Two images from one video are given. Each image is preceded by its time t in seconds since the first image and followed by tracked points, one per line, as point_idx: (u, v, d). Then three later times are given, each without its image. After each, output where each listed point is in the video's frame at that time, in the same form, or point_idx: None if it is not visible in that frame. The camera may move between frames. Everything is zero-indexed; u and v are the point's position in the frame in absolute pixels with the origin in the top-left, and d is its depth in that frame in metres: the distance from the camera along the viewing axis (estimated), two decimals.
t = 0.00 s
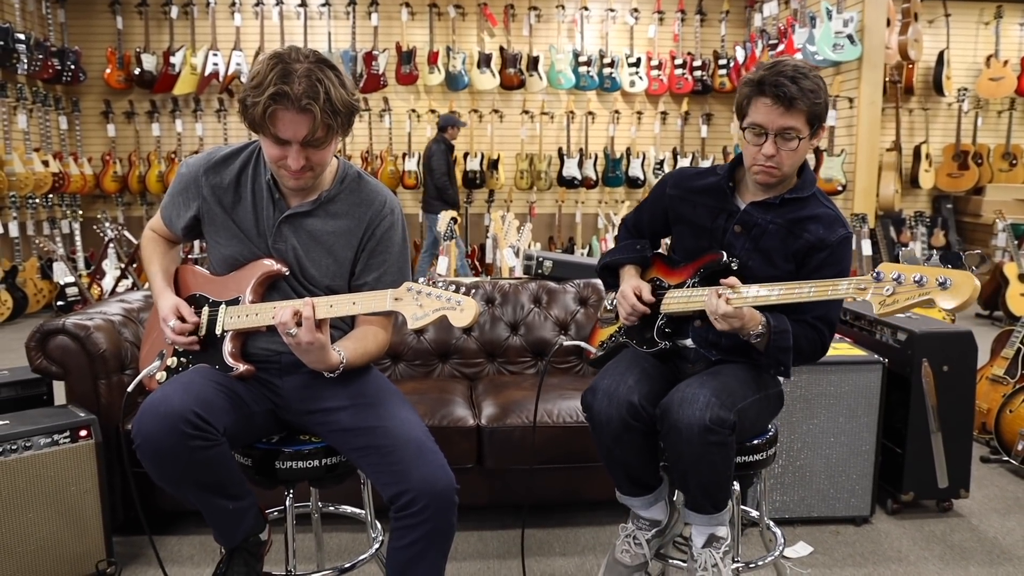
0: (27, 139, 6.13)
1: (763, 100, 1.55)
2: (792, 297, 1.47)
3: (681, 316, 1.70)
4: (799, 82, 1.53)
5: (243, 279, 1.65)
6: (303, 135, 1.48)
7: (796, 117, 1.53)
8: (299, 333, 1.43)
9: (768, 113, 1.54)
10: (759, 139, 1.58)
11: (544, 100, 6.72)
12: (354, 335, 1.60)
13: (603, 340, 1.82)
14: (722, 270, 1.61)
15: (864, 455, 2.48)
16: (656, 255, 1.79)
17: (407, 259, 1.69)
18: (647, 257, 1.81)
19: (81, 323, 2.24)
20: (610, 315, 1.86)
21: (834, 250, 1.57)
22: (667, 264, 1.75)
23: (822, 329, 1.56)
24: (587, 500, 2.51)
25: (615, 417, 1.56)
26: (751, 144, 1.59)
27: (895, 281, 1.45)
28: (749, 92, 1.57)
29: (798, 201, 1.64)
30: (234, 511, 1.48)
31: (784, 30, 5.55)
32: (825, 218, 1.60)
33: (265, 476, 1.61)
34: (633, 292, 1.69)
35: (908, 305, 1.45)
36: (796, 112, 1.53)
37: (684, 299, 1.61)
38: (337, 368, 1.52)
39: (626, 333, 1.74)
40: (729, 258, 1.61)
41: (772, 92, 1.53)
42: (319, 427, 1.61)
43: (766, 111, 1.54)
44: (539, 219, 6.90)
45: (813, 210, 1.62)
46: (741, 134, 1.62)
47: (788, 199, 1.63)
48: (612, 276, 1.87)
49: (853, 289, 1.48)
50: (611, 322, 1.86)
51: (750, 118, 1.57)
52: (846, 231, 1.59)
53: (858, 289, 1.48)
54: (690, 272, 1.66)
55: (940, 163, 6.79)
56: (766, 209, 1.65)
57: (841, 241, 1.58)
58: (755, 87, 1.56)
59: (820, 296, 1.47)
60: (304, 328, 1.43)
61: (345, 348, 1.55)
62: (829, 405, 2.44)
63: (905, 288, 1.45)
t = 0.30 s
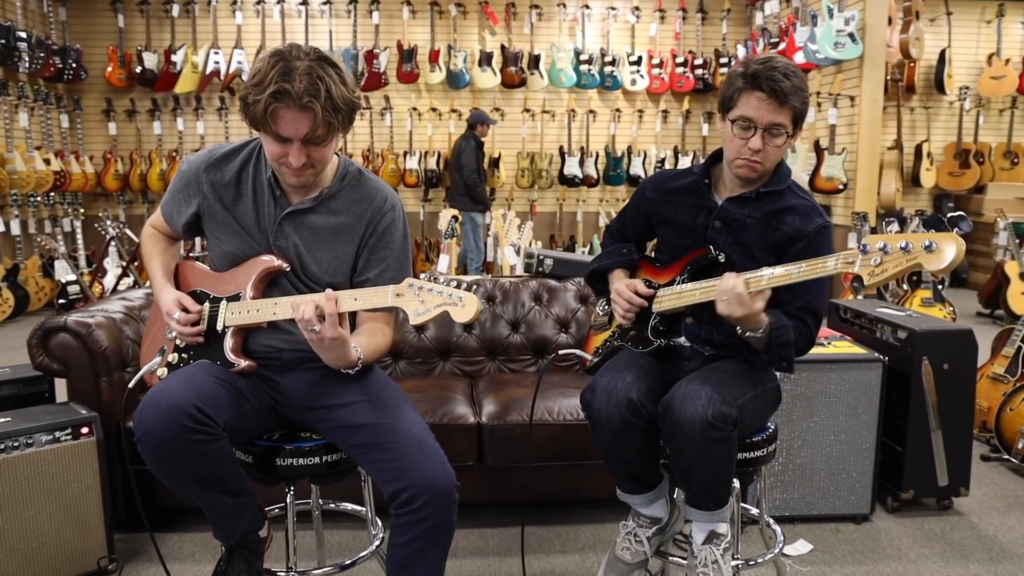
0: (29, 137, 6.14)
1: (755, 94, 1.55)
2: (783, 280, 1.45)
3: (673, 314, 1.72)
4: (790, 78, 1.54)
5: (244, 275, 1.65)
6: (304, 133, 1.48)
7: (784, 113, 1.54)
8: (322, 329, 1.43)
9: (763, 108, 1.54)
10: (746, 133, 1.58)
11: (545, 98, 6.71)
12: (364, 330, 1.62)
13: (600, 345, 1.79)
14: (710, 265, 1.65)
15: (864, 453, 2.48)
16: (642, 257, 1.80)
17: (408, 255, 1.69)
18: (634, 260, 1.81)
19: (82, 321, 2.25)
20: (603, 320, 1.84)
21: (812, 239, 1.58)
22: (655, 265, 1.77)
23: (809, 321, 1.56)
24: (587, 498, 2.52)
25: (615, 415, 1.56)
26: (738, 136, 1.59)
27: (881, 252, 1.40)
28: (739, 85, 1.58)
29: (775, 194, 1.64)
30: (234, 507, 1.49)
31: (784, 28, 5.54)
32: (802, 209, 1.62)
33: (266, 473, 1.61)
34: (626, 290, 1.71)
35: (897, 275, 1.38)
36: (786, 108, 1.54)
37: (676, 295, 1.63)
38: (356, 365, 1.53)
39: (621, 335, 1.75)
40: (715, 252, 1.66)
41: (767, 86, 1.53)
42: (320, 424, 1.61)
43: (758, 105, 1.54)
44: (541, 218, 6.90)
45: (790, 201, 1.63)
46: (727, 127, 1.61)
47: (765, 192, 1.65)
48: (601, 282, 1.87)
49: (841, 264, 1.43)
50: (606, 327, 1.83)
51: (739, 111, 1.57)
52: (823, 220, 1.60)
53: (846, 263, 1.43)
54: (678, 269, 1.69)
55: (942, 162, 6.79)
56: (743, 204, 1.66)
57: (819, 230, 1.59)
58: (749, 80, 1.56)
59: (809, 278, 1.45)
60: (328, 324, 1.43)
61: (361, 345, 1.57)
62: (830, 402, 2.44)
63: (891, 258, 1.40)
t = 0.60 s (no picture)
0: (30, 135, 6.15)
1: (725, 90, 1.57)
2: (766, 266, 1.47)
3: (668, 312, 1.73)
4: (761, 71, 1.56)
5: (245, 272, 1.66)
6: (305, 129, 1.49)
7: (757, 105, 1.56)
8: (321, 326, 1.44)
9: (735, 102, 1.56)
10: (721, 128, 1.60)
11: (547, 96, 6.71)
12: (365, 326, 1.62)
13: (599, 351, 1.82)
14: (699, 259, 1.67)
15: (864, 451, 2.48)
16: (633, 260, 1.81)
17: (409, 252, 1.70)
18: (625, 263, 1.81)
19: (83, 318, 2.25)
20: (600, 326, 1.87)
21: (798, 227, 1.59)
22: (646, 266, 1.78)
23: (802, 308, 1.59)
24: (588, 495, 2.52)
25: (613, 415, 1.56)
26: (713, 132, 1.61)
27: (857, 227, 1.43)
28: (710, 82, 1.59)
29: (757, 186, 1.65)
30: (234, 504, 1.49)
31: (785, 27, 5.54)
32: (787, 198, 1.63)
33: (267, 470, 1.61)
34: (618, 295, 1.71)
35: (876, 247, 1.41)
36: (758, 101, 1.56)
37: (668, 295, 1.63)
38: (355, 362, 1.53)
39: (620, 339, 1.77)
40: (702, 246, 1.67)
41: (738, 81, 1.55)
42: (321, 421, 1.61)
43: (730, 100, 1.56)
44: (542, 216, 6.90)
45: (774, 192, 1.64)
46: (702, 125, 1.63)
47: (748, 185, 1.65)
48: (593, 289, 1.86)
49: (821, 244, 1.45)
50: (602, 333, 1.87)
51: (713, 107, 1.59)
52: (809, 207, 1.61)
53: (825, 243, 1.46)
54: (668, 267, 1.70)
55: (943, 160, 6.78)
56: (727, 198, 1.66)
57: (805, 218, 1.60)
58: (719, 76, 1.58)
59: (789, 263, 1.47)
60: (326, 322, 1.43)
61: (361, 342, 1.57)
62: (830, 400, 2.44)
63: (870, 232, 1.43)
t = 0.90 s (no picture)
0: (33, 133, 6.16)
1: (705, 90, 1.57)
2: (779, 255, 1.47)
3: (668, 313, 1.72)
4: (739, 67, 1.58)
5: (247, 272, 1.65)
6: (305, 127, 1.49)
7: (738, 102, 1.57)
8: (320, 326, 1.44)
9: (716, 100, 1.56)
10: (705, 128, 1.60)
11: (549, 94, 6.70)
12: (366, 325, 1.61)
13: (595, 359, 1.80)
14: (697, 258, 1.67)
15: (867, 449, 2.48)
16: (624, 265, 1.81)
17: (412, 248, 1.69)
18: (617, 268, 1.81)
19: (85, 316, 2.25)
20: (594, 333, 1.85)
21: (792, 219, 1.62)
22: (639, 270, 1.77)
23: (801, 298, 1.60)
24: (590, 494, 2.52)
25: (630, 422, 1.54)
26: (697, 133, 1.61)
27: (879, 209, 1.45)
28: (689, 84, 1.60)
29: (747, 181, 1.68)
30: (237, 503, 1.50)
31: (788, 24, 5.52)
32: (778, 191, 1.65)
33: (268, 469, 1.62)
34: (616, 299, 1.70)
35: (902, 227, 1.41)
36: (738, 97, 1.56)
37: (669, 295, 1.63)
38: (354, 361, 1.52)
39: (616, 344, 1.75)
40: (700, 245, 1.67)
41: (717, 80, 1.56)
42: (322, 420, 1.61)
43: (712, 99, 1.56)
44: (544, 214, 6.89)
45: (763, 186, 1.66)
46: (686, 127, 1.63)
47: (739, 181, 1.68)
48: (585, 295, 1.85)
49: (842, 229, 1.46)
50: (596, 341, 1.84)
51: (696, 109, 1.59)
52: (800, 199, 1.63)
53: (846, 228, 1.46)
54: (666, 267, 1.69)
55: (946, 158, 6.76)
56: (721, 195, 1.68)
57: (798, 208, 1.63)
58: (697, 77, 1.59)
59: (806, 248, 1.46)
60: (326, 321, 1.43)
61: (361, 341, 1.56)
62: (834, 399, 2.44)
63: (893, 215, 1.44)
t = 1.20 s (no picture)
0: (35, 133, 6.17)
1: (707, 85, 1.58)
2: (804, 249, 1.51)
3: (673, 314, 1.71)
4: (738, 63, 1.60)
5: (248, 272, 1.65)
6: (300, 137, 1.49)
7: (738, 97, 1.59)
8: (324, 327, 1.43)
9: (717, 95, 1.58)
10: (707, 123, 1.60)
11: (551, 94, 6.70)
12: (367, 323, 1.61)
13: (594, 365, 1.77)
14: (702, 256, 1.66)
15: (869, 449, 2.47)
16: (618, 268, 1.81)
17: (414, 244, 1.69)
18: (612, 271, 1.81)
19: (87, 316, 2.25)
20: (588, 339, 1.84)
21: (792, 215, 1.66)
22: (634, 272, 1.77)
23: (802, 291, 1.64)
24: (591, 494, 2.51)
25: (660, 432, 1.53)
26: (698, 129, 1.62)
27: (914, 199, 1.51)
28: (689, 80, 1.61)
29: (743, 180, 1.70)
30: (235, 503, 1.49)
31: (789, 23, 5.50)
32: (776, 188, 1.69)
33: (270, 469, 1.61)
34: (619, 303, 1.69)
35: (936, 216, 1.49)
36: (739, 91, 1.59)
37: (675, 296, 1.63)
38: (357, 361, 1.52)
39: (620, 347, 1.74)
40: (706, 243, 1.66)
41: (719, 75, 1.57)
42: (324, 420, 1.61)
43: (713, 94, 1.58)
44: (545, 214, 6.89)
45: (762, 182, 1.69)
46: (686, 123, 1.63)
47: (738, 178, 1.70)
48: (580, 301, 1.84)
49: (873, 218, 1.52)
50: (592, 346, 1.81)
51: (697, 105, 1.60)
52: (797, 195, 1.68)
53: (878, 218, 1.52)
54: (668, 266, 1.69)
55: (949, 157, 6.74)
56: (722, 193, 1.69)
57: (795, 205, 1.67)
58: (697, 73, 1.60)
59: (832, 242, 1.50)
60: (330, 322, 1.43)
61: (364, 340, 1.56)
62: (837, 399, 2.44)
63: (929, 202, 1.51)
